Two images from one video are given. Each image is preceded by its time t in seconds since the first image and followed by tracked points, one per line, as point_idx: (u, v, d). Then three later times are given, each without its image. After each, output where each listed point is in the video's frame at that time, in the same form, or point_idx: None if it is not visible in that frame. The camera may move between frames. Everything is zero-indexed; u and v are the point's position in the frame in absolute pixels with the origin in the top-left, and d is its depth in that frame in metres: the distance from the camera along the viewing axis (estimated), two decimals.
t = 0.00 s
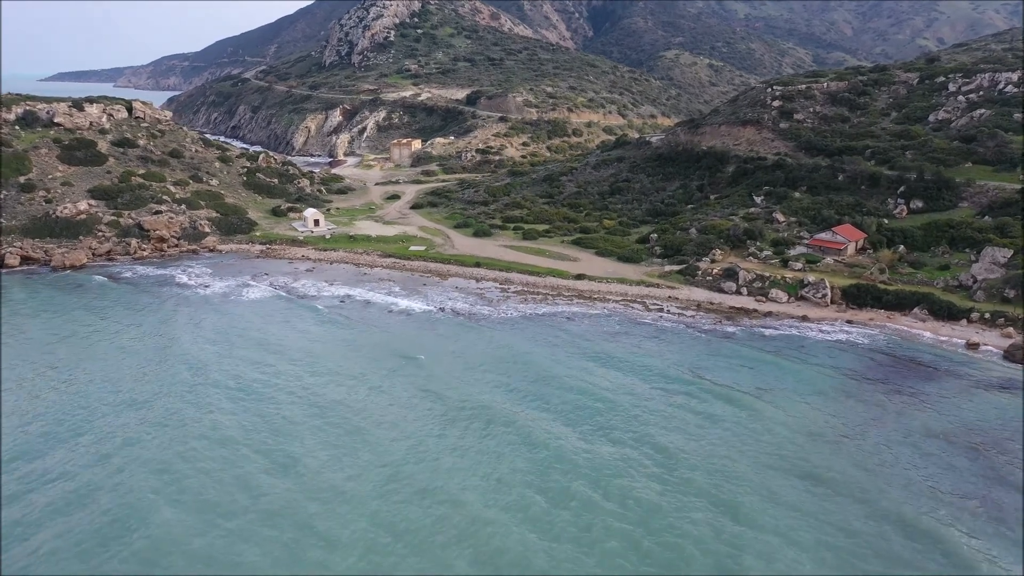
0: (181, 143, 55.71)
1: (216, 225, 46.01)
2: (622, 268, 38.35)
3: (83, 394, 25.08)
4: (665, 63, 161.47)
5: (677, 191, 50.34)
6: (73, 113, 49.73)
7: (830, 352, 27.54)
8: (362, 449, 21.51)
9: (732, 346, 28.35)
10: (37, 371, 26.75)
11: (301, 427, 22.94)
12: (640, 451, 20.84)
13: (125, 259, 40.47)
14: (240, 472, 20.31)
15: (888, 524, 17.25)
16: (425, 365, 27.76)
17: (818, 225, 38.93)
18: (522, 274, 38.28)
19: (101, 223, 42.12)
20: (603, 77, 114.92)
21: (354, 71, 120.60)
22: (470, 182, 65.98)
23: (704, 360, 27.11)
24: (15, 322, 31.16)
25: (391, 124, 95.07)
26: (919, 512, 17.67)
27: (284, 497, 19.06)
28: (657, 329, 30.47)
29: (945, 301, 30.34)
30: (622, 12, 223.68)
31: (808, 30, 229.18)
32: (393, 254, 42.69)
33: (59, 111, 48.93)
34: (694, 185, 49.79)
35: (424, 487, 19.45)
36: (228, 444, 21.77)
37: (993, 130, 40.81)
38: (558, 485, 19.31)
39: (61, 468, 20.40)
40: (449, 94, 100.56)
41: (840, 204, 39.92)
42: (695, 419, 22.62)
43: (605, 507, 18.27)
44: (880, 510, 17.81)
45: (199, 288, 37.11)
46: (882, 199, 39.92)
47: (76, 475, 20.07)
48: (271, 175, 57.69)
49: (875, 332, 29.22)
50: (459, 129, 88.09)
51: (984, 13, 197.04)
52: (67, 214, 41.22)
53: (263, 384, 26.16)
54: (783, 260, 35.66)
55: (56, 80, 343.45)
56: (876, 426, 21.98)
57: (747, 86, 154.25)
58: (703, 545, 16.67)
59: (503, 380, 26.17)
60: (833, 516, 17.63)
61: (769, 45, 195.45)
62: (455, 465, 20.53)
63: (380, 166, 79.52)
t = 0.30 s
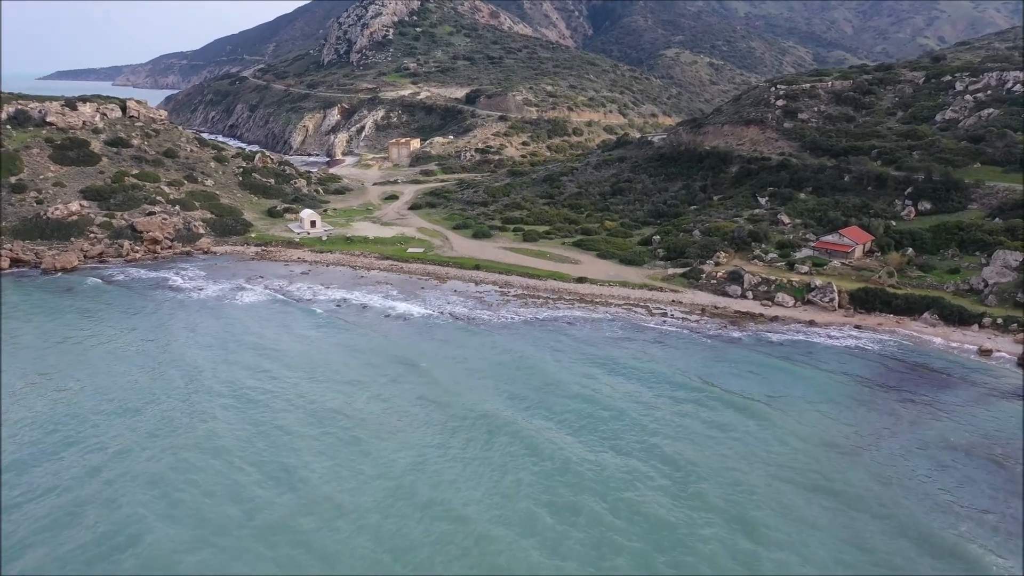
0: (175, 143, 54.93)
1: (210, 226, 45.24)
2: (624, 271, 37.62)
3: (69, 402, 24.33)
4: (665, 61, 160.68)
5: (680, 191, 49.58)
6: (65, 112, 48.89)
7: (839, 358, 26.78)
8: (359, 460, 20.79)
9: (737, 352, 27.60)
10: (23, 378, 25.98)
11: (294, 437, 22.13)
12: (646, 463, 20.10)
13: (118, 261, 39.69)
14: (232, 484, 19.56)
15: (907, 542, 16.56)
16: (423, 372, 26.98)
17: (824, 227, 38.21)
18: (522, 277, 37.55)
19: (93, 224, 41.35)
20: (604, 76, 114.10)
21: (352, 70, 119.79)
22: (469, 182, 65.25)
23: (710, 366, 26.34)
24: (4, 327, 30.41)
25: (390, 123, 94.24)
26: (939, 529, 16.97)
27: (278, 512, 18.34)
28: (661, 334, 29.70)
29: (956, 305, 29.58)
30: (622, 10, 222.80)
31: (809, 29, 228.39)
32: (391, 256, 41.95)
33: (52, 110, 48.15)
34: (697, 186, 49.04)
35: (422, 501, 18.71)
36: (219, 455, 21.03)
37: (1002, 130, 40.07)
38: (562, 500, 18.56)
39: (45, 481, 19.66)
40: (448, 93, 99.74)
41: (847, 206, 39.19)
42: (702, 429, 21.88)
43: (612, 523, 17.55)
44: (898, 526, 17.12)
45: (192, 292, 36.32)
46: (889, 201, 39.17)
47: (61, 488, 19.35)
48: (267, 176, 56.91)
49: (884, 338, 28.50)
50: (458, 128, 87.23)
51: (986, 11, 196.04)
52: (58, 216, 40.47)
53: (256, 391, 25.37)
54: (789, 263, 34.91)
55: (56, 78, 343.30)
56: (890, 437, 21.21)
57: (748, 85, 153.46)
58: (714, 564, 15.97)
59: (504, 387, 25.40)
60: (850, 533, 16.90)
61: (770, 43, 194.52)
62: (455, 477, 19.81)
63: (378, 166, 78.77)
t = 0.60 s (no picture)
0: (170, 143, 54.15)
1: (205, 227, 44.46)
2: (626, 274, 36.88)
3: (56, 411, 23.54)
4: (665, 60, 159.80)
5: (682, 192, 48.83)
6: (57, 112, 48.09)
7: (850, 365, 26.02)
8: (355, 473, 20.05)
9: (745, 359, 26.84)
10: (10, 386, 25.21)
11: (288, 448, 21.37)
12: (654, 477, 19.36)
13: (110, 264, 38.88)
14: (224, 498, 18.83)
15: (928, 561, 15.86)
16: (421, 379, 26.21)
17: (831, 229, 37.46)
18: (522, 280, 36.82)
19: (85, 225, 40.55)
20: (604, 75, 113.31)
21: (351, 69, 118.92)
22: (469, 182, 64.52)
23: (716, 374, 25.58)
24: None
25: (388, 122, 93.37)
26: (961, 547, 16.24)
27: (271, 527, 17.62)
28: (665, 340, 28.95)
29: (968, 310, 28.85)
30: (623, 8, 221.84)
31: (810, 28, 227.53)
32: (388, 258, 41.20)
33: (44, 109, 47.35)
34: (700, 187, 48.29)
35: (422, 516, 17.97)
36: (210, 467, 20.28)
37: (1012, 130, 39.30)
38: (567, 516, 17.83)
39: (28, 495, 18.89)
40: (447, 92, 98.90)
41: (854, 208, 38.45)
42: (710, 440, 21.13)
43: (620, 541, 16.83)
44: (920, 544, 16.38)
45: (185, 295, 35.52)
46: (897, 202, 38.42)
47: (46, 503, 18.60)
48: (264, 176, 56.12)
49: (895, 344, 27.77)
50: (457, 128, 86.37)
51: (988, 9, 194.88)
52: (49, 217, 39.64)
53: (249, 399, 24.60)
54: (795, 266, 34.14)
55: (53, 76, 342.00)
56: (906, 448, 20.47)
57: (748, 83, 152.57)
58: None
59: (504, 395, 24.63)
60: (868, 552, 16.16)
61: (770, 42, 193.64)
62: (456, 491, 19.05)
63: (377, 165, 77.99)
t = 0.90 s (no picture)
0: (165, 143, 53.34)
1: (199, 230, 43.66)
2: (629, 278, 36.09)
3: (40, 421, 22.71)
4: (665, 59, 158.91)
5: (686, 193, 48.05)
6: (50, 112, 47.27)
7: (862, 373, 25.22)
8: (352, 487, 19.26)
9: (753, 366, 26.05)
10: None
11: (282, 460, 20.57)
12: (663, 492, 18.58)
13: (101, 267, 38.05)
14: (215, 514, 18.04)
15: None
16: (419, 387, 25.40)
17: (838, 232, 36.68)
18: (523, 284, 36.04)
19: (76, 228, 39.72)
20: (605, 74, 112.44)
21: (350, 68, 118.05)
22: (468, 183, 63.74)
23: (724, 382, 24.78)
24: None
25: (387, 121, 92.49)
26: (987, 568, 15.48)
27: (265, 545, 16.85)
28: (671, 347, 28.13)
29: (982, 316, 28.09)
30: (623, 7, 220.88)
31: (810, 27, 226.63)
32: (386, 261, 40.43)
33: (36, 109, 46.53)
34: (703, 188, 47.51)
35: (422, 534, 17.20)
36: (200, 482, 19.45)
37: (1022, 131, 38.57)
38: (573, 534, 17.06)
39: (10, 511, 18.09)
40: (446, 91, 98.07)
41: (861, 210, 37.70)
42: (720, 452, 20.34)
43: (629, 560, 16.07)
44: (945, 563, 15.65)
45: (177, 299, 34.70)
46: (906, 204, 37.65)
47: (28, 520, 17.79)
48: (260, 176, 55.32)
49: (908, 352, 26.99)
50: (456, 127, 85.54)
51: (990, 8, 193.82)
52: (39, 219, 38.80)
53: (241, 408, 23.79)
54: (802, 270, 33.36)
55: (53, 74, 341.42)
56: (924, 462, 19.68)
57: (749, 82, 151.67)
58: None
59: (505, 405, 23.83)
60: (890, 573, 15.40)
61: (771, 41, 192.69)
62: (457, 506, 18.28)
63: (375, 166, 77.19)
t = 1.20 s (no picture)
0: (160, 143, 52.60)
1: (193, 232, 42.92)
2: (632, 282, 35.34)
3: (24, 431, 21.95)
4: (666, 58, 158.06)
5: (689, 195, 47.31)
6: (42, 111, 46.55)
7: (874, 382, 24.46)
8: (348, 502, 18.51)
9: (761, 374, 25.30)
10: None
11: (275, 473, 19.83)
12: (672, 507, 17.84)
13: (93, 270, 37.27)
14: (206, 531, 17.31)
15: None
16: (417, 396, 24.64)
17: (846, 234, 35.94)
18: (524, 289, 35.29)
19: (68, 230, 38.95)
20: (605, 73, 111.62)
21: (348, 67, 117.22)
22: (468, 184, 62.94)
23: (732, 391, 24.03)
24: None
25: (386, 121, 91.68)
26: None
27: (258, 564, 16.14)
28: (676, 354, 27.38)
29: (996, 322, 27.34)
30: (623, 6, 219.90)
31: (811, 26, 225.80)
32: (384, 264, 39.68)
33: (28, 108, 45.81)
34: (707, 189, 46.76)
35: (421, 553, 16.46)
36: (190, 496, 18.70)
37: None
38: (579, 552, 16.34)
39: None
40: (445, 91, 97.29)
41: (869, 212, 36.94)
42: (730, 465, 19.59)
43: None
44: None
45: (170, 304, 33.93)
46: (914, 206, 36.89)
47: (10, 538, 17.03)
48: (257, 177, 54.55)
49: (920, 359, 26.24)
50: (455, 127, 84.77)
51: (992, 7, 192.84)
52: (30, 221, 38.05)
53: (234, 418, 23.05)
54: (810, 274, 32.61)
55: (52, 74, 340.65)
56: (942, 475, 18.93)
57: (750, 82, 150.84)
58: None
59: (506, 414, 23.06)
60: None
61: (772, 40, 191.77)
62: (457, 523, 17.53)
63: (373, 166, 76.42)
